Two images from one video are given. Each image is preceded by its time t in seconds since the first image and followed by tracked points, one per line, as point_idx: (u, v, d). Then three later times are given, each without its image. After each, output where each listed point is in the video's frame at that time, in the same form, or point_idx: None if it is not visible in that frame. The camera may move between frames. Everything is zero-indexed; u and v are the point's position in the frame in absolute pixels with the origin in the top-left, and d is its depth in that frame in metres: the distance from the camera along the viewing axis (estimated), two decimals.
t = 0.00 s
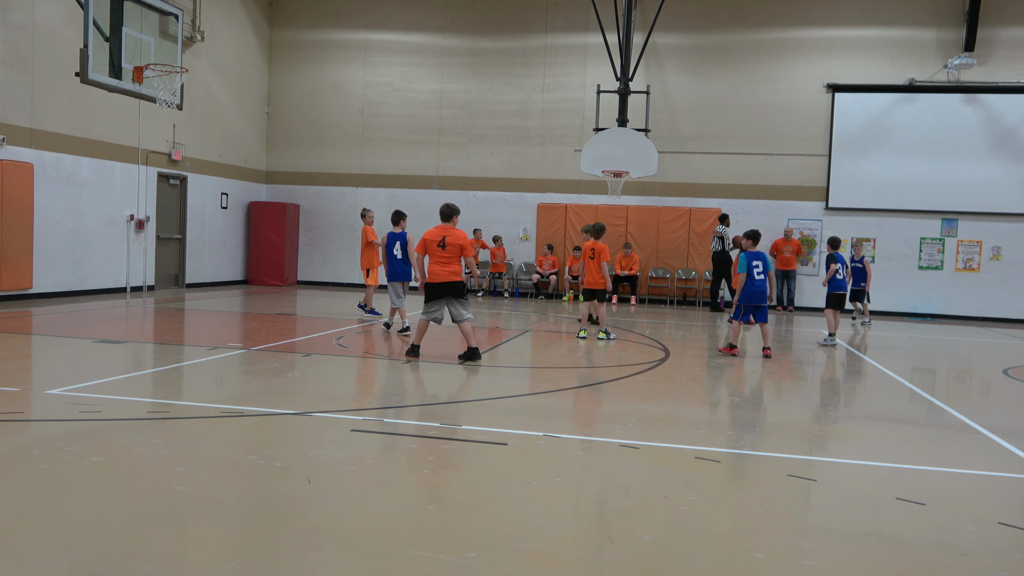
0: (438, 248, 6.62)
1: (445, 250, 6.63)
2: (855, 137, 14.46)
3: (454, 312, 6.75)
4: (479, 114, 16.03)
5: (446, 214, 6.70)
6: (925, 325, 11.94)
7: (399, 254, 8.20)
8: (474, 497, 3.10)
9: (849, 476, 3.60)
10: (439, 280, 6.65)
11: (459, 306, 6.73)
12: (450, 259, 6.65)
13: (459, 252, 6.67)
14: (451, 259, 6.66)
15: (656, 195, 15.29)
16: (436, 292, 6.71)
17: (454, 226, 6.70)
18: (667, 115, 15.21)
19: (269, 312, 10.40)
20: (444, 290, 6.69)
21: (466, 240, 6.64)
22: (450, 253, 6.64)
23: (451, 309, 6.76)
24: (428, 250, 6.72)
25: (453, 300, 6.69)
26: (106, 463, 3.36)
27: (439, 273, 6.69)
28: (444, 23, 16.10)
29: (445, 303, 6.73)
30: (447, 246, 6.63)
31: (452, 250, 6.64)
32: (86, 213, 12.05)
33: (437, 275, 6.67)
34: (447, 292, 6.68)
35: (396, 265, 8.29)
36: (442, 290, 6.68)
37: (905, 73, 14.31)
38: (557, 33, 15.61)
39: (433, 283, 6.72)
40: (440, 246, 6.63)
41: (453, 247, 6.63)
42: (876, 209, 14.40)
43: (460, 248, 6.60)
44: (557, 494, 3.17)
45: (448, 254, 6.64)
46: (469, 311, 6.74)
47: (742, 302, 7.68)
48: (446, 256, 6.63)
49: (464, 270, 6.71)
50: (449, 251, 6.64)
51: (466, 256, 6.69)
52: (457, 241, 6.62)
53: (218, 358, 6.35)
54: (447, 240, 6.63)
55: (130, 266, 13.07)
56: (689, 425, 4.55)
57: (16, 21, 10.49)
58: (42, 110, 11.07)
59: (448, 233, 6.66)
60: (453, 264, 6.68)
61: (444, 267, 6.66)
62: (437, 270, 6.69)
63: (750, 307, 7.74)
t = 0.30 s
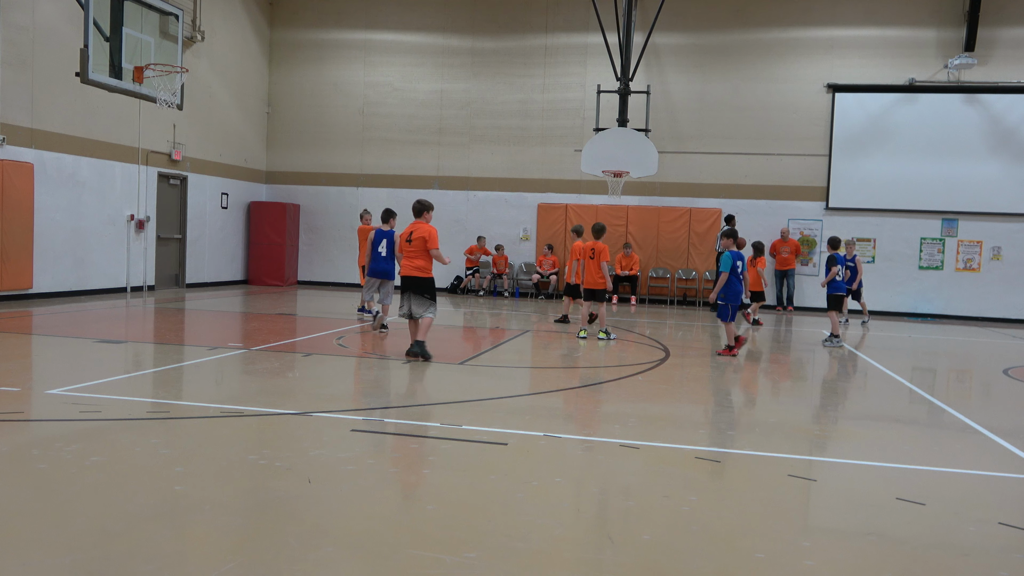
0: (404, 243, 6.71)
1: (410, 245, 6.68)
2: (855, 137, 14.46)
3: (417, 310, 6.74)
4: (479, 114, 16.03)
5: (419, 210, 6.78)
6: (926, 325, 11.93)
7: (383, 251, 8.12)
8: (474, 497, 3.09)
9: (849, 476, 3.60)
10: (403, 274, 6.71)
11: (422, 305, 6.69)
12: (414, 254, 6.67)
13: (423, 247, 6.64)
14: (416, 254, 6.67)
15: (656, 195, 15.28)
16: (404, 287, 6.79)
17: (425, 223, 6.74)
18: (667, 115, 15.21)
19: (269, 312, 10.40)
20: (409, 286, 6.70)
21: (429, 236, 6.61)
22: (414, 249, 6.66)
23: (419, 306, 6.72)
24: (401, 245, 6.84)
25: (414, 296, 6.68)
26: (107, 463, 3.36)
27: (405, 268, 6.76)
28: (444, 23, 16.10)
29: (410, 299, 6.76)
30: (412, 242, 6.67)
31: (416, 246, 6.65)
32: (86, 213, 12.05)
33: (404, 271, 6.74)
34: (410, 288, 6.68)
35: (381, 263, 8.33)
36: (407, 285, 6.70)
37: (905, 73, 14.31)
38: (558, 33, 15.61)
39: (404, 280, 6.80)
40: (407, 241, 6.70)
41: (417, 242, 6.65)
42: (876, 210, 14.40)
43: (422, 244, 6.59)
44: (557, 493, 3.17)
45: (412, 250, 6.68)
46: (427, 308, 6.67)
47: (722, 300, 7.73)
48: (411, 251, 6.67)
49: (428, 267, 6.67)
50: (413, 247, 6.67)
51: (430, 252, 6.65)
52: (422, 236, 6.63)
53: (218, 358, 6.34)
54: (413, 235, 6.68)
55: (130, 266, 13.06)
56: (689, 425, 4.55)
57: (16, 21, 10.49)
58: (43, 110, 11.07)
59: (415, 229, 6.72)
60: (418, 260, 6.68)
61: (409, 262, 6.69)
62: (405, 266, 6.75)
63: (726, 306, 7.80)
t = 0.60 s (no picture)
0: (382, 242, 6.67)
1: (387, 245, 6.65)
2: (855, 137, 14.46)
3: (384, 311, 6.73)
4: (479, 114, 16.03)
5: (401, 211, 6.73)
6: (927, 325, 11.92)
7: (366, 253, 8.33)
8: (474, 497, 3.09)
9: (849, 476, 3.60)
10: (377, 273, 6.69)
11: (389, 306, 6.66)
12: (389, 255, 6.65)
13: (399, 250, 6.61)
14: (392, 255, 6.64)
15: (655, 195, 15.28)
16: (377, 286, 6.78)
17: (406, 225, 6.70)
18: (667, 115, 15.21)
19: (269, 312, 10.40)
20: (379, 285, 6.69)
21: (407, 239, 6.58)
22: (391, 249, 6.63)
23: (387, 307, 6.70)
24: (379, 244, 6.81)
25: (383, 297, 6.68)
26: (107, 463, 3.36)
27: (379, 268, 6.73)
28: (444, 23, 16.10)
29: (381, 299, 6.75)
30: (388, 242, 6.64)
31: (393, 247, 6.62)
32: (86, 213, 12.05)
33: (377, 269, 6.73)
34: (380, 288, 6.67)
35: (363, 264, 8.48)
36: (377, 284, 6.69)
37: (905, 73, 14.31)
38: (558, 33, 15.61)
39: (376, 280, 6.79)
40: (385, 241, 6.66)
41: (395, 244, 6.62)
42: (876, 209, 14.41)
43: (400, 245, 6.56)
44: (557, 493, 3.17)
45: (387, 250, 6.65)
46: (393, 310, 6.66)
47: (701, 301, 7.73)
48: (386, 251, 6.64)
49: (401, 269, 6.65)
50: (390, 247, 6.64)
51: (406, 255, 6.62)
52: (399, 238, 6.60)
53: (218, 358, 6.34)
54: (392, 235, 6.65)
55: (130, 266, 13.06)
56: (689, 425, 4.55)
57: (16, 21, 10.49)
58: (43, 110, 11.08)
59: (394, 229, 6.68)
60: (393, 262, 6.65)
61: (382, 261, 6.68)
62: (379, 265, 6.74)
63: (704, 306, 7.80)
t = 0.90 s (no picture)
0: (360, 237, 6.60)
1: (367, 240, 6.61)
2: (855, 137, 14.46)
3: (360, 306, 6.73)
4: (479, 114, 16.03)
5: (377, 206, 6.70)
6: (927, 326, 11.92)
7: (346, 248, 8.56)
8: (474, 497, 3.09)
9: (849, 476, 3.60)
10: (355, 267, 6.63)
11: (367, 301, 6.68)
12: (369, 249, 6.62)
13: (378, 245, 6.62)
14: (372, 249, 6.62)
15: (655, 195, 15.28)
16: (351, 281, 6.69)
17: (381, 219, 6.70)
18: (667, 115, 15.21)
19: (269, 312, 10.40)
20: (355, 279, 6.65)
21: (388, 234, 6.62)
22: (371, 244, 6.60)
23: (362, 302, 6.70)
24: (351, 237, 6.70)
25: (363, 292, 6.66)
26: (106, 463, 3.35)
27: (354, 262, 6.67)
28: (444, 23, 16.10)
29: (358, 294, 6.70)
30: (367, 236, 6.60)
31: (373, 241, 6.60)
32: (86, 213, 12.05)
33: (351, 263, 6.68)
34: (357, 282, 6.64)
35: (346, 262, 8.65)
36: (352, 279, 6.64)
37: (905, 73, 14.31)
38: (558, 33, 15.61)
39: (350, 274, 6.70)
40: (363, 235, 6.61)
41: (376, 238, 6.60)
42: (876, 209, 14.41)
43: (382, 240, 6.57)
44: (557, 494, 3.17)
45: (365, 245, 6.61)
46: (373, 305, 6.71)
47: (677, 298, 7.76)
48: (366, 246, 6.61)
49: (381, 263, 6.68)
50: (369, 242, 6.61)
51: (385, 250, 6.66)
52: (380, 233, 6.60)
53: (218, 358, 6.34)
54: (370, 230, 6.62)
55: (131, 266, 13.06)
56: (689, 425, 4.55)
57: (16, 21, 10.49)
58: (43, 110, 11.08)
59: (372, 224, 6.65)
60: (372, 256, 6.63)
61: (359, 256, 6.63)
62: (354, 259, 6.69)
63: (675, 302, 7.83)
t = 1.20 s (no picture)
0: (328, 245, 6.56)
1: (335, 246, 6.60)
2: (855, 137, 14.46)
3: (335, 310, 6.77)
4: (479, 114, 16.04)
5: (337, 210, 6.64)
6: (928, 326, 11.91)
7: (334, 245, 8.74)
8: (474, 497, 3.09)
9: (849, 476, 3.60)
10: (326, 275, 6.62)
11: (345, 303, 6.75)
12: (338, 256, 6.64)
13: (347, 250, 6.69)
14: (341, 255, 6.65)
15: (656, 195, 15.28)
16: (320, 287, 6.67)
17: (342, 222, 6.69)
18: (667, 115, 15.20)
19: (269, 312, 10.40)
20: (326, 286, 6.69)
21: (355, 238, 6.69)
22: (340, 250, 6.63)
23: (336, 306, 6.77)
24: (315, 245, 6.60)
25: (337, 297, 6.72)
26: (106, 463, 3.35)
27: (323, 269, 6.65)
28: (444, 23, 16.10)
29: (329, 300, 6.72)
30: (335, 243, 6.59)
31: (342, 248, 6.63)
32: (86, 213, 12.05)
33: (320, 271, 6.65)
34: (330, 289, 6.68)
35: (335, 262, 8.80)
36: (325, 285, 6.66)
37: (905, 73, 14.31)
38: (558, 33, 15.61)
39: (320, 281, 6.67)
40: (331, 242, 6.59)
41: (344, 244, 6.62)
42: (876, 209, 14.41)
43: (352, 246, 6.63)
44: (557, 494, 3.16)
45: (335, 252, 6.61)
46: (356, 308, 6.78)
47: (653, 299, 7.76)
48: (335, 253, 6.61)
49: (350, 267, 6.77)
50: (338, 248, 6.62)
51: (353, 253, 6.74)
52: (347, 238, 6.63)
53: (218, 358, 6.34)
54: (336, 236, 6.60)
55: (130, 266, 13.06)
56: (690, 425, 4.55)
57: (16, 21, 10.49)
58: (43, 110, 11.08)
59: (337, 229, 6.62)
60: (340, 261, 6.67)
61: (329, 263, 6.64)
62: (321, 265, 6.65)
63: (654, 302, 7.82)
